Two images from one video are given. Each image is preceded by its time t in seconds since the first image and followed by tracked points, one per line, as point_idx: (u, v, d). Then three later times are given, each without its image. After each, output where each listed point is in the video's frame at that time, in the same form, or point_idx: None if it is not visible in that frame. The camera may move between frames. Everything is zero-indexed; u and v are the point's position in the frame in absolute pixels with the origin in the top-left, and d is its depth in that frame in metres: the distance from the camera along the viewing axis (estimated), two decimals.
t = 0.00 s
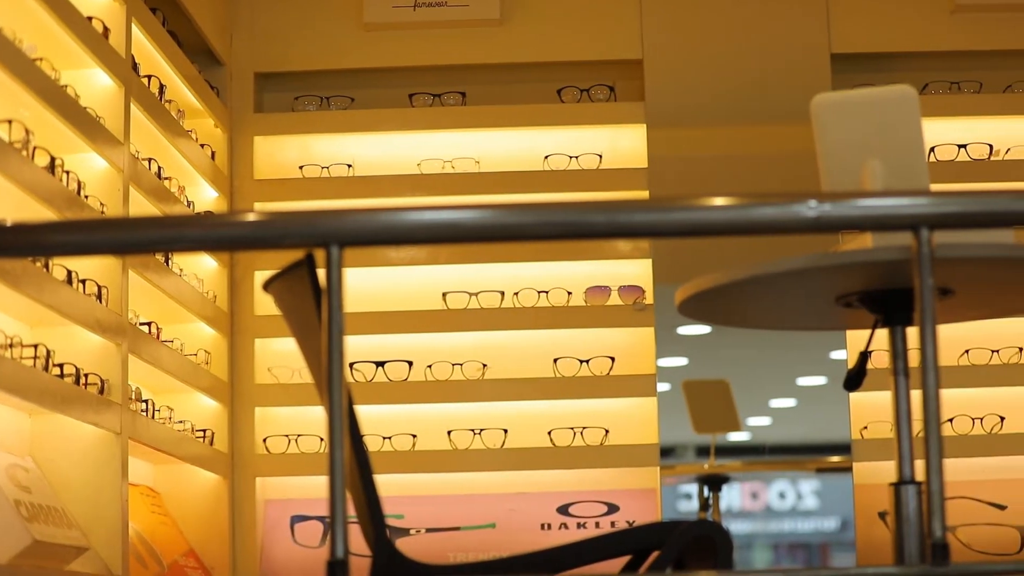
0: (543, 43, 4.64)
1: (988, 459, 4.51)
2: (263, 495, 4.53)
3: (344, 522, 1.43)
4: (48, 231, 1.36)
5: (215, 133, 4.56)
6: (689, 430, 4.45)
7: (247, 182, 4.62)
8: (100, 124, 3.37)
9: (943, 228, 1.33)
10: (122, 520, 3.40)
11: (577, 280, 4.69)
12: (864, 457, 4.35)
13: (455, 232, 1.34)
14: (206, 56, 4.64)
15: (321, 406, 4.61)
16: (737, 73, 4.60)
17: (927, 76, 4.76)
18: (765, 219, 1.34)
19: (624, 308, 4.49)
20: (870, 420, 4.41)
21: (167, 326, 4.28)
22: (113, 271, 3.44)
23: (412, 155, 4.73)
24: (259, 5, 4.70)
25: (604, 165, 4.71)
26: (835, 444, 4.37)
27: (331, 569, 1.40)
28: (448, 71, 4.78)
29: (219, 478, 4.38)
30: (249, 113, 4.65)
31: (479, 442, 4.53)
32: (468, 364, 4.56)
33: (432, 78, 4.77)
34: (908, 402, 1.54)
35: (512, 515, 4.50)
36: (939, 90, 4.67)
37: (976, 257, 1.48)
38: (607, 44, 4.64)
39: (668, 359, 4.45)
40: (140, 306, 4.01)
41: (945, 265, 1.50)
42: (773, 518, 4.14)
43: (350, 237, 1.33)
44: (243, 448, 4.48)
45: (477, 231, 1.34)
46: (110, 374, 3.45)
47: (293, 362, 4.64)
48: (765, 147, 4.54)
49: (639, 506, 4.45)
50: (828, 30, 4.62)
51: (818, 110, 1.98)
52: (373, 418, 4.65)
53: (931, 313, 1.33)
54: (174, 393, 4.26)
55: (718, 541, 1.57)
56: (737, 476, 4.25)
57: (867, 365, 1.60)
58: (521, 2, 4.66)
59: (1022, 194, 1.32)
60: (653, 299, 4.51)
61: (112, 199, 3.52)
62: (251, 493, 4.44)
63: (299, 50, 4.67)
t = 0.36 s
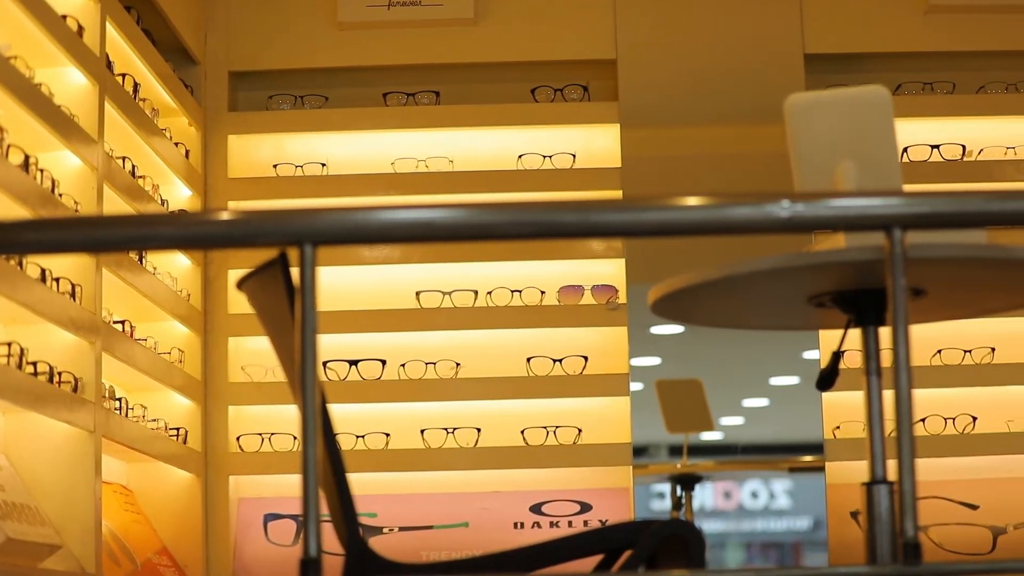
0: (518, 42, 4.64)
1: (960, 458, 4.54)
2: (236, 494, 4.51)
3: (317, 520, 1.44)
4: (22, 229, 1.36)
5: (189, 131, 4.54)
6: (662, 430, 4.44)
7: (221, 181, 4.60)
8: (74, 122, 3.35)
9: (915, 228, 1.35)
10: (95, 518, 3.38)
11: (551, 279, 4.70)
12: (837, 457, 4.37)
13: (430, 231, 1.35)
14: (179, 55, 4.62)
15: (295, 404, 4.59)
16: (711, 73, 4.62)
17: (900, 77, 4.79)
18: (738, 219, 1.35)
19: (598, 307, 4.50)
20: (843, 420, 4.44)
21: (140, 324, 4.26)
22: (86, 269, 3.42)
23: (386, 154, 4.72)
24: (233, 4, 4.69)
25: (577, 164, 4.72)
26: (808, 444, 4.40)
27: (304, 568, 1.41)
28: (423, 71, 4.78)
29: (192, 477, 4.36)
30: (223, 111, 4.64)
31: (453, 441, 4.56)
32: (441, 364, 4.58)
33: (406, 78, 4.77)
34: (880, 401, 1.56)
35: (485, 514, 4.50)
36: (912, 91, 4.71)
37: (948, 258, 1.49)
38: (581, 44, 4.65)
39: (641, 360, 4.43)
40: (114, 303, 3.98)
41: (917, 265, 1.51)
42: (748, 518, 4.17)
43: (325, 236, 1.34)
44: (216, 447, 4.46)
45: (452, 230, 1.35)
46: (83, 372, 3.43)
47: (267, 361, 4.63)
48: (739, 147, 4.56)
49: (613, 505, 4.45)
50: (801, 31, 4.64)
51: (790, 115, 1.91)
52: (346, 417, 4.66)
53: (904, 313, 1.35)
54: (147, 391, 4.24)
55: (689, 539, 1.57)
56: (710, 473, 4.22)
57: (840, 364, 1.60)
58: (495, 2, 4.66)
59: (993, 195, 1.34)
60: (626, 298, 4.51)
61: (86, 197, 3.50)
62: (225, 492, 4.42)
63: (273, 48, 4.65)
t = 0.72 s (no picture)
0: (494, 42, 4.64)
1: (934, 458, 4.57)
2: (212, 492, 4.51)
3: (291, 519, 1.44)
4: None
5: (166, 130, 4.52)
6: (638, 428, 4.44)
7: (198, 179, 4.59)
8: (50, 121, 3.33)
9: (890, 229, 1.37)
10: (72, 516, 3.37)
11: (526, 278, 4.70)
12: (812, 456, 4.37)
13: (405, 230, 1.35)
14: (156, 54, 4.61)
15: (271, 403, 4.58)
16: (687, 73, 4.63)
17: (875, 77, 4.81)
18: (715, 219, 1.36)
19: (574, 306, 4.51)
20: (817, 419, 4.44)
21: (115, 323, 4.24)
22: (62, 267, 3.40)
23: (362, 153, 4.72)
24: (210, 2, 4.67)
25: (552, 164, 4.73)
26: (783, 443, 4.40)
27: (279, 566, 1.42)
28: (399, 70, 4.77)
29: (168, 476, 4.35)
30: (200, 110, 4.62)
31: (428, 440, 4.55)
32: (416, 363, 4.58)
33: (382, 77, 4.77)
34: (854, 401, 1.58)
35: (460, 512, 4.49)
36: (888, 91, 4.75)
37: (923, 258, 1.51)
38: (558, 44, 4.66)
39: (615, 359, 4.43)
40: (90, 302, 3.97)
41: (891, 266, 1.52)
42: (721, 517, 4.34)
43: (300, 234, 1.34)
44: (192, 445, 4.43)
45: (427, 228, 1.35)
46: (58, 370, 3.41)
47: (242, 360, 4.62)
48: (715, 147, 4.57)
49: (587, 505, 4.47)
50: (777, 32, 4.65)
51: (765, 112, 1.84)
52: (322, 415, 4.67)
53: (879, 313, 1.37)
54: (123, 390, 4.22)
55: (664, 537, 1.58)
56: (686, 474, 4.33)
57: (814, 364, 1.60)
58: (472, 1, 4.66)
59: (968, 196, 1.36)
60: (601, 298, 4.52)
61: (62, 195, 3.48)
62: (200, 491, 4.40)
63: (249, 47, 4.64)
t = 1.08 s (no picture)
0: (472, 41, 4.64)
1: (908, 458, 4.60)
2: (187, 490, 4.49)
3: (267, 518, 1.46)
4: None
5: (143, 128, 4.51)
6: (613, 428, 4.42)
7: (175, 177, 4.58)
8: (27, 118, 3.31)
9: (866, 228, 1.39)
10: (47, 514, 3.35)
11: (502, 277, 4.69)
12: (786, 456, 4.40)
13: (380, 228, 1.36)
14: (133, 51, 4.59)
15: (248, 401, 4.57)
16: (665, 72, 4.64)
17: (854, 77, 4.82)
18: (691, 218, 1.38)
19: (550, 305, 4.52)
20: (793, 419, 4.45)
21: (92, 321, 4.21)
22: (39, 264, 3.38)
23: (339, 151, 4.71)
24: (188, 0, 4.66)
25: (529, 163, 4.73)
26: (758, 443, 4.41)
27: (256, 565, 1.44)
28: (377, 68, 4.77)
29: (144, 473, 4.33)
30: (177, 108, 4.61)
31: (404, 438, 4.55)
32: (392, 361, 4.56)
33: (359, 75, 4.77)
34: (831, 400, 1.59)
35: (436, 511, 4.49)
36: (865, 91, 4.76)
37: (898, 258, 1.52)
38: (536, 43, 4.66)
39: (592, 358, 4.43)
40: (65, 299, 3.95)
41: (867, 265, 1.54)
42: (697, 517, 4.37)
43: (275, 232, 1.35)
44: (168, 442, 4.42)
45: (402, 227, 1.36)
46: (34, 367, 3.40)
47: (218, 357, 4.60)
48: (693, 146, 4.58)
49: (563, 503, 4.47)
50: (755, 32, 4.67)
51: (743, 114, 1.74)
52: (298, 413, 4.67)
53: (855, 313, 1.40)
54: (99, 387, 4.20)
55: (639, 537, 1.58)
56: (661, 473, 4.36)
57: (790, 363, 1.60)
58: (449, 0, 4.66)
59: (943, 195, 1.39)
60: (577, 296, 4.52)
61: (38, 192, 3.47)
62: (176, 488, 4.39)
63: (227, 45, 4.63)
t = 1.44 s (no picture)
0: (441, 40, 4.63)
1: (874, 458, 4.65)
2: (154, 488, 4.45)
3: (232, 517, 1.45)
4: None
5: (112, 125, 4.49)
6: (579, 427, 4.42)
7: (142, 175, 4.56)
8: None
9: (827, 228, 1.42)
10: (13, 512, 3.34)
11: (469, 276, 4.71)
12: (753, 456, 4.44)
13: (347, 227, 1.38)
14: (103, 49, 4.57)
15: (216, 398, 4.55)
16: (635, 72, 4.64)
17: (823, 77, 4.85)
18: (656, 217, 1.41)
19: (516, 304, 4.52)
20: (758, 419, 4.58)
21: (59, 318, 4.17)
22: (6, 262, 3.35)
23: (307, 149, 4.71)
24: None
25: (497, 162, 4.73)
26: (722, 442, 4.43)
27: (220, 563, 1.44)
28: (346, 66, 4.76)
29: (109, 471, 4.30)
30: (146, 106, 4.59)
31: (370, 437, 4.56)
32: (359, 359, 4.60)
33: (328, 73, 4.77)
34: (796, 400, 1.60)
35: (402, 509, 4.50)
36: (833, 92, 4.79)
37: (864, 259, 1.53)
38: (505, 42, 4.66)
39: (560, 356, 4.40)
40: (33, 296, 3.91)
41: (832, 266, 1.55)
42: (664, 516, 4.35)
43: (241, 231, 1.36)
44: (134, 439, 4.39)
45: (368, 225, 1.38)
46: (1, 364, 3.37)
47: (185, 355, 4.58)
48: (661, 146, 4.59)
49: (528, 502, 4.47)
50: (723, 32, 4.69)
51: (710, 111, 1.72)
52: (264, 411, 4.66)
53: (819, 310, 1.42)
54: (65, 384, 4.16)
55: (603, 536, 1.60)
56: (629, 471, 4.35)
57: (755, 362, 1.61)
58: None
59: (906, 197, 1.42)
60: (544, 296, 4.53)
61: (5, 190, 3.43)
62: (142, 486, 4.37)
63: (196, 42, 4.61)
